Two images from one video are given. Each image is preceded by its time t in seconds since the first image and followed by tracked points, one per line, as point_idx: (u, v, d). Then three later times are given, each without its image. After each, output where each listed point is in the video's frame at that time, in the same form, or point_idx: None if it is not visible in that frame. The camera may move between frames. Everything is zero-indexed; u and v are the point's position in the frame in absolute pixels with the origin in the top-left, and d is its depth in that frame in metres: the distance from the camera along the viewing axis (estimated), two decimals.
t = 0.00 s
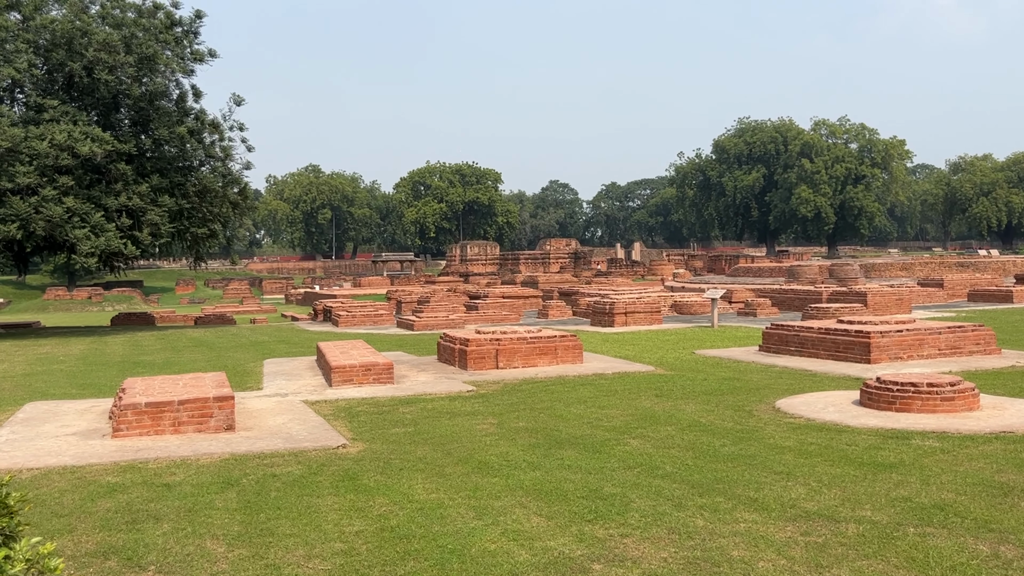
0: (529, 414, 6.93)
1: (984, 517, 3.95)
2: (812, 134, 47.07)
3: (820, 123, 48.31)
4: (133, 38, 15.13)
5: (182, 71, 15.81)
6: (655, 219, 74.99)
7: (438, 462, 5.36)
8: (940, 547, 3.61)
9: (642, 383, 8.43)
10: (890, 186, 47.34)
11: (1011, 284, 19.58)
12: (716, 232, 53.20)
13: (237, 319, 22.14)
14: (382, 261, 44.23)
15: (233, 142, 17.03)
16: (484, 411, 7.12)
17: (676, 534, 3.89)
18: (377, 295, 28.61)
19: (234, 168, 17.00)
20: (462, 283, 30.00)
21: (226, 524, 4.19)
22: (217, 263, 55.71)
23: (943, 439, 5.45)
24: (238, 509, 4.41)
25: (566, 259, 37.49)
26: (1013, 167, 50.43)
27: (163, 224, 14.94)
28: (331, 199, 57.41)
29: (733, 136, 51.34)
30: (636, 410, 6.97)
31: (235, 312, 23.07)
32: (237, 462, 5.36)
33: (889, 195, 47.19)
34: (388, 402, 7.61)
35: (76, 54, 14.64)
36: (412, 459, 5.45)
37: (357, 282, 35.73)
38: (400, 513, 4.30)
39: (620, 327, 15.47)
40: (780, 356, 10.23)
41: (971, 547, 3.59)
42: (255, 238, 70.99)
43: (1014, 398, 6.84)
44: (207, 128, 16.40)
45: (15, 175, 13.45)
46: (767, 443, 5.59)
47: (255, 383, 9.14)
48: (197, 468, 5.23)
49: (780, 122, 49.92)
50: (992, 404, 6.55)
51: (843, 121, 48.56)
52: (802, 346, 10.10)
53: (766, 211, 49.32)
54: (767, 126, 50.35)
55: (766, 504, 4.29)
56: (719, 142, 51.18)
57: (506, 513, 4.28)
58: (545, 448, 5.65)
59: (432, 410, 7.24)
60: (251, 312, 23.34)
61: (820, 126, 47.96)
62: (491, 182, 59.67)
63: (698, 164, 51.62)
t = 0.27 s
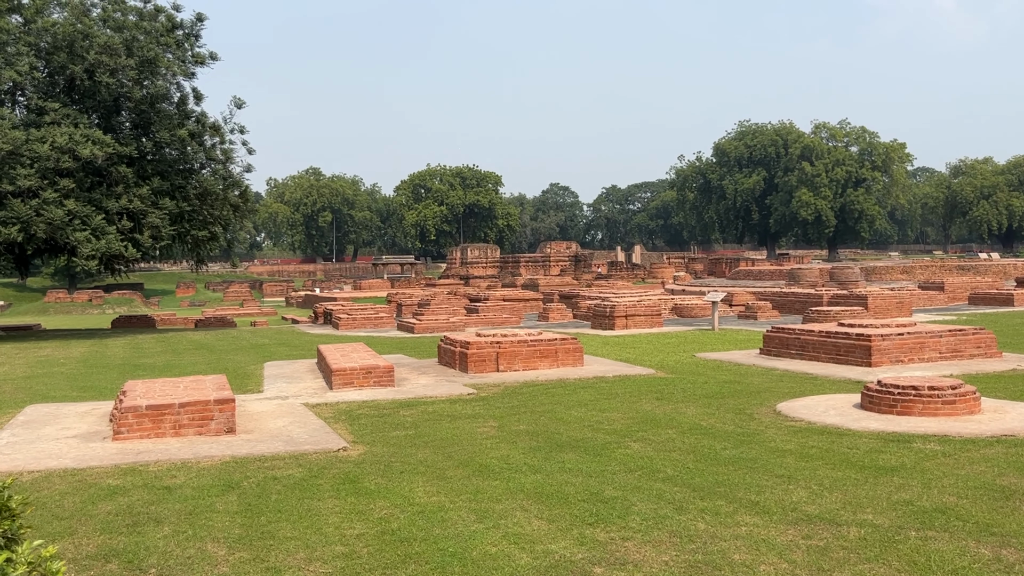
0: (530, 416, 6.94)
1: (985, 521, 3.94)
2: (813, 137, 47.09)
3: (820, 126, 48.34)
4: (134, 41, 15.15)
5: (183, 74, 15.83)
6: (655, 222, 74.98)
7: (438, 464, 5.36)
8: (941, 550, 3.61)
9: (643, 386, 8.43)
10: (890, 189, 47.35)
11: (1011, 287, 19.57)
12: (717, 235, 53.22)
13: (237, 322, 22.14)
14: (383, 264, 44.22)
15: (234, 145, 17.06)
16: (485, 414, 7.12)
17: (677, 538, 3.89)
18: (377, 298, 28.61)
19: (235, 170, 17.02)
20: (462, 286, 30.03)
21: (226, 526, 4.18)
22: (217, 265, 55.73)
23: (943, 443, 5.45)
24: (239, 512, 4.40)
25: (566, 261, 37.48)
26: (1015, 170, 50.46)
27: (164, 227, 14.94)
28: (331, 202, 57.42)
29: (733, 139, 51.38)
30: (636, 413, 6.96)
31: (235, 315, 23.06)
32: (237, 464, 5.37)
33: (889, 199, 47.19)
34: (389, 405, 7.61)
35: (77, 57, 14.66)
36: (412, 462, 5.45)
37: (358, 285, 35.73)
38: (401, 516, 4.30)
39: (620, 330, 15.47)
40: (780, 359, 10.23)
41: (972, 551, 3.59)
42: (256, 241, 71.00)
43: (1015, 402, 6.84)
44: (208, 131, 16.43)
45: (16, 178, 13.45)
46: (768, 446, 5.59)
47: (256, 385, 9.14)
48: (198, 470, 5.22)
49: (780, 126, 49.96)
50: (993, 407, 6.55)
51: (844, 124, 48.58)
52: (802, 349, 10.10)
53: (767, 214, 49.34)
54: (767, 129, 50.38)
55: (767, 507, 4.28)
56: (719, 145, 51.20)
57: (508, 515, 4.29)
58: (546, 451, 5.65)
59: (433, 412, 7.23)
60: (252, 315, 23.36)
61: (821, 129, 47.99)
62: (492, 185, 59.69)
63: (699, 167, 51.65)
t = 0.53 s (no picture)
0: (531, 419, 6.94)
1: (987, 524, 3.94)
2: (813, 140, 47.11)
3: (820, 129, 48.37)
4: (135, 43, 15.17)
5: (184, 76, 15.85)
6: (656, 225, 75.01)
7: (439, 467, 5.35)
8: (943, 554, 3.61)
9: (644, 388, 8.43)
10: (891, 192, 47.38)
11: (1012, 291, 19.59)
12: (717, 238, 53.24)
13: (238, 324, 22.15)
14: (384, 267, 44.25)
15: (235, 148, 17.08)
16: (486, 416, 7.12)
17: (679, 540, 3.88)
18: (377, 301, 28.61)
19: (236, 173, 17.03)
20: (463, 289, 30.04)
21: (227, 529, 4.18)
22: (218, 268, 55.72)
23: (945, 446, 5.45)
24: (240, 515, 4.40)
25: (567, 264, 37.49)
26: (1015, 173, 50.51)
27: (165, 229, 14.95)
28: (332, 205, 57.47)
29: (734, 142, 51.41)
30: (637, 416, 6.96)
31: (235, 317, 23.07)
32: (238, 467, 5.37)
33: (890, 202, 47.21)
34: (390, 408, 7.61)
35: (78, 59, 14.67)
36: (413, 465, 5.44)
37: (358, 287, 35.73)
38: (402, 519, 4.29)
39: (621, 333, 15.47)
40: (781, 362, 10.23)
41: (975, 554, 3.59)
42: (257, 243, 71.02)
43: (1017, 404, 6.84)
44: (209, 134, 16.44)
45: (17, 181, 13.47)
46: (769, 449, 5.58)
47: (256, 388, 9.13)
48: (199, 473, 5.22)
49: (781, 129, 49.99)
50: (995, 410, 6.55)
51: (845, 127, 48.59)
52: (803, 352, 10.10)
53: (767, 217, 49.37)
54: (768, 132, 50.43)
55: (768, 510, 4.28)
56: (720, 148, 51.21)
57: (509, 518, 4.28)
58: (547, 453, 5.65)
59: (433, 415, 7.23)
60: (252, 318, 23.36)
61: (821, 132, 48.02)
62: (493, 187, 59.70)
63: (699, 170, 51.70)
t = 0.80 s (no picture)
0: (532, 421, 6.93)
1: (988, 527, 3.94)
2: (814, 143, 47.11)
3: (821, 132, 48.36)
4: (136, 45, 15.18)
5: (185, 78, 15.86)
6: (656, 227, 75.01)
7: (440, 470, 5.35)
8: (944, 557, 3.60)
9: (644, 391, 8.43)
10: (891, 194, 47.35)
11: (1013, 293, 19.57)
12: (718, 240, 53.24)
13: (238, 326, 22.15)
14: (385, 269, 44.24)
15: (236, 149, 17.09)
16: (486, 418, 7.12)
17: (680, 543, 3.88)
18: (378, 303, 28.61)
19: (237, 174, 17.04)
20: (464, 291, 30.04)
21: (228, 531, 4.18)
22: (219, 269, 55.74)
23: (946, 448, 5.44)
24: (241, 517, 4.40)
25: (567, 266, 37.50)
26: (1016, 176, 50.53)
27: (166, 231, 14.96)
28: (332, 207, 57.49)
29: (734, 144, 51.43)
30: (638, 418, 6.96)
31: (236, 318, 23.05)
32: (239, 469, 5.37)
33: (891, 204, 47.19)
34: (390, 410, 7.61)
35: (80, 61, 14.67)
36: (414, 467, 5.44)
37: (359, 289, 35.73)
38: (402, 521, 4.29)
39: (621, 335, 15.46)
40: (782, 364, 10.22)
41: (976, 557, 3.58)
42: (257, 245, 71.07)
43: (1018, 408, 6.83)
44: (210, 136, 16.46)
45: (18, 182, 13.46)
46: (770, 452, 5.58)
47: (257, 390, 9.13)
48: (199, 475, 5.22)
49: (781, 131, 50.00)
50: (996, 413, 6.55)
51: (845, 129, 48.59)
52: (803, 354, 10.10)
53: (767, 219, 49.35)
54: (768, 134, 50.46)
55: (769, 513, 4.28)
56: (720, 150, 51.21)
57: (509, 520, 4.28)
58: (548, 455, 5.65)
59: (433, 417, 7.23)
60: (252, 319, 23.37)
61: (822, 135, 48.01)
62: (493, 189, 59.70)
63: (700, 172, 51.73)
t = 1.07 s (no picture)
0: (531, 423, 6.93)
1: (987, 529, 3.94)
2: (813, 145, 47.13)
3: (821, 134, 48.38)
4: (137, 46, 15.18)
5: (186, 79, 15.86)
6: (656, 229, 75.05)
7: (439, 471, 5.35)
8: (943, 559, 3.60)
9: (644, 393, 8.43)
10: (891, 196, 47.38)
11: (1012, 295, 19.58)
12: (717, 242, 53.26)
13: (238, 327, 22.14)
14: (384, 270, 44.20)
15: (235, 151, 17.10)
16: (485, 420, 7.12)
17: (679, 545, 3.88)
18: (377, 304, 28.61)
19: (236, 176, 17.05)
20: (463, 292, 30.04)
21: (227, 532, 4.18)
22: (218, 271, 55.72)
23: (945, 450, 5.45)
24: (240, 518, 4.40)
25: (567, 268, 37.50)
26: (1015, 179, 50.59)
27: (165, 232, 14.96)
28: (332, 208, 57.48)
29: (734, 147, 51.46)
30: (638, 420, 6.96)
31: (235, 319, 23.05)
32: (238, 470, 5.37)
33: (890, 207, 47.20)
34: (389, 411, 7.61)
35: (80, 62, 14.67)
36: (413, 468, 5.43)
37: (358, 290, 35.74)
38: (401, 523, 4.29)
39: (621, 337, 15.46)
40: (781, 366, 10.22)
41: (975, 560, 3.58)
42: (256, 246, 71.07)
43: (1017, 410, 6.83)
44: (209, 137, 16.46)
45: (18, 183, 13.47)
46: (769, 454, 5.59)
47: (256, 391, 9.12)
48: (198, 476, 5.22)
49: (781, 134, 50.04)
50: (995, 415, 6.55)
51: (845, 132, 48.61)
52: (803, 356, 10.10)
53: (767, 221, 49.36)
54: (768, 137, 50.50)
55: (768, 514, 4.28)
56: (720, 152, 51.23)
57: (508, 522, 4.28)
58: (547, 457, 5.65)
59: (433, 418, 7.23)
60: (252, 320, 23.37)
61: (822, 137, 48.03)
62: (493, 191, 59.70)
63: (699, 174, 51.77)
